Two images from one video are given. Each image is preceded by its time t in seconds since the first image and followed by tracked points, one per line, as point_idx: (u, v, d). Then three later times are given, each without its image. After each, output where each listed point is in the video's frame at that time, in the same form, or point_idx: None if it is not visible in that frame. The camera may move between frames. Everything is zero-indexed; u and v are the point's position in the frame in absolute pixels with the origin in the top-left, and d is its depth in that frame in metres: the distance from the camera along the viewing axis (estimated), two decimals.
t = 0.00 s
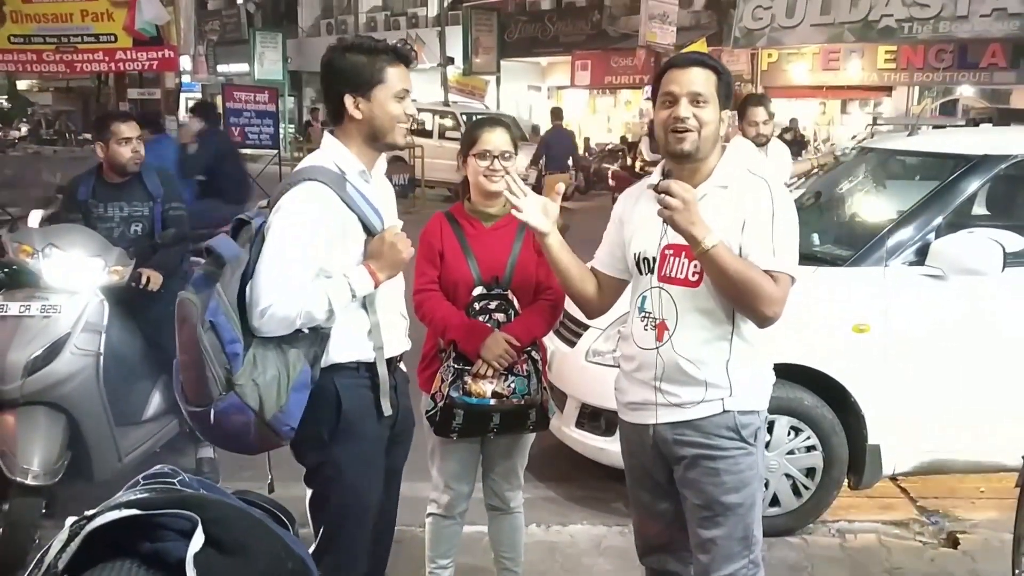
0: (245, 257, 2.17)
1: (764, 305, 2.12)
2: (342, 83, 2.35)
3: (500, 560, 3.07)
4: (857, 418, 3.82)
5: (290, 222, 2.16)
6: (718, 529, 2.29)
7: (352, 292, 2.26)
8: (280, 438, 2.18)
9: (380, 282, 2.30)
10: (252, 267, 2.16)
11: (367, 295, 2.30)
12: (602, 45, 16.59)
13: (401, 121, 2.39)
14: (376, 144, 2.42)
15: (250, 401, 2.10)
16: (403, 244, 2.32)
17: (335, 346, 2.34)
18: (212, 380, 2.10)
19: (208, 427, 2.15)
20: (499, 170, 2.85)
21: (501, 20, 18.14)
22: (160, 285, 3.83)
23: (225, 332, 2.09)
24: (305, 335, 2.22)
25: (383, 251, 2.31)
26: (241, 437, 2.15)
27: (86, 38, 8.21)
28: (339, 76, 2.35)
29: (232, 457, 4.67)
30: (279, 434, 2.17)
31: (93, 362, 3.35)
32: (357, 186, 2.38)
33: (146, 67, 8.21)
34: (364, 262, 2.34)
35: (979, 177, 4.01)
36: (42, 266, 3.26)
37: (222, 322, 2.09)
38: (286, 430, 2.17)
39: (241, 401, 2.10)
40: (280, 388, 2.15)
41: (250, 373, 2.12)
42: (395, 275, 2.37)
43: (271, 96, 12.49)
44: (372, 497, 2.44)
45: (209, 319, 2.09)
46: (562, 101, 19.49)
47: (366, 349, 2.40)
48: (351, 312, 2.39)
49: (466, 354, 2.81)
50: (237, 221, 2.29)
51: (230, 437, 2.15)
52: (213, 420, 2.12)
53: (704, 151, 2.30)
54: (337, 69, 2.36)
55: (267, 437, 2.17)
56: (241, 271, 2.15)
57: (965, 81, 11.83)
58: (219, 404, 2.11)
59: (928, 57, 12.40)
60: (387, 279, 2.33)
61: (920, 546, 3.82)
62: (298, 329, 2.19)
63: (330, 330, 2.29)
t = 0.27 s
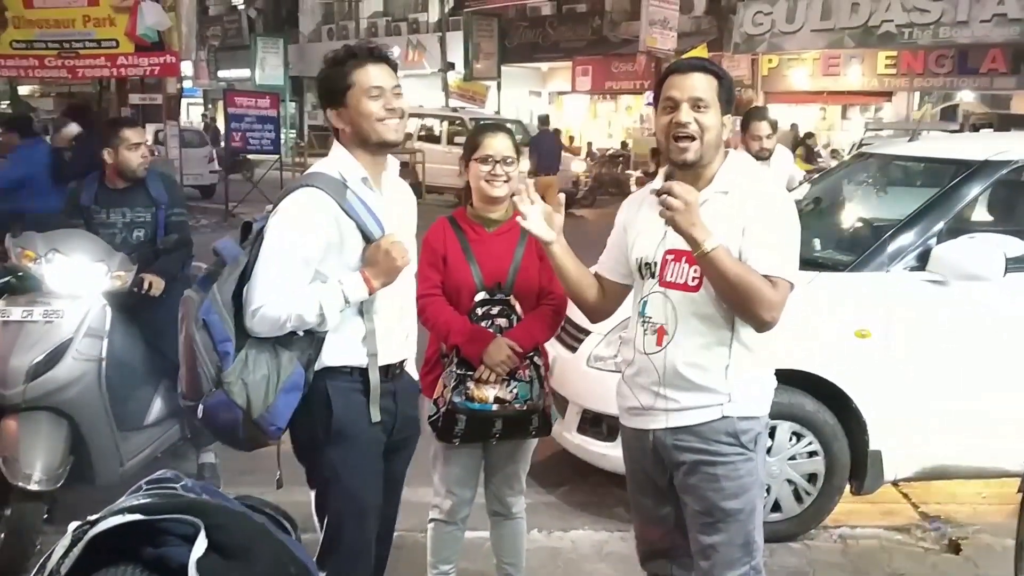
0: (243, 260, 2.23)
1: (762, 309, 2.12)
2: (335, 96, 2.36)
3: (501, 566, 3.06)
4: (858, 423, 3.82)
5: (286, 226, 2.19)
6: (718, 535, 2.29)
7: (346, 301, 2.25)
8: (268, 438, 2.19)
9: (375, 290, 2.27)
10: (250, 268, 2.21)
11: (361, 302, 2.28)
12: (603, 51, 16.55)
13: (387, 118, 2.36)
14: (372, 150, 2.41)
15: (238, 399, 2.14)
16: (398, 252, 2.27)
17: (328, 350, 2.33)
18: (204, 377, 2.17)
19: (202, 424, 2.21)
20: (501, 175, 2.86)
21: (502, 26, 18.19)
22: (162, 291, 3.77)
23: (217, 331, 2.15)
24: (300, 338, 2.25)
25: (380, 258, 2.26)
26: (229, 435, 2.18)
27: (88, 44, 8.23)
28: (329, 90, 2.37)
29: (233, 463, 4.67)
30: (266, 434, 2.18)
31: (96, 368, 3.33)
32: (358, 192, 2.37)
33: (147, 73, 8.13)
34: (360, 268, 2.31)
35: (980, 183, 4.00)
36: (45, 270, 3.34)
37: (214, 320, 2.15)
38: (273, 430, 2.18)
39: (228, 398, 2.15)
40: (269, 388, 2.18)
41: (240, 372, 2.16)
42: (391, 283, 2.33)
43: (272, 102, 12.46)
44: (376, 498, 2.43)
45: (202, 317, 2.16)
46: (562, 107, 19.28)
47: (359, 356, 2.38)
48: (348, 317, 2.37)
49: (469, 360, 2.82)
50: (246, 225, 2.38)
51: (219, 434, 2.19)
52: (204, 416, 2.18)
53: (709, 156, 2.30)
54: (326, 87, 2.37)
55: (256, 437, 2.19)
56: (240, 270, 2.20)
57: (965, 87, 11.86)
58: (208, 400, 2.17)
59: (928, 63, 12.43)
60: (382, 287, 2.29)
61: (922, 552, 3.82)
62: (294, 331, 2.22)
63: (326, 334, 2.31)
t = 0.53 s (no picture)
0: (246, 267, 2.22)
1: (763, 309, 2.12)
2: (366, 100, 2.32)
3: (504, 567, 3.06)
4: (862, 424, 3.82)
5: (293, 232, 2.17)
6: (722, 536, 2.28)
7: (352, 304, 2.25)
8: (275, 443, 2.22)
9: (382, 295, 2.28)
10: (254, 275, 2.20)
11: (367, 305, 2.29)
12: (605, 52, 16.53)
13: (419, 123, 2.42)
14: (392, 154, 2.42)
15: (241, 409, 2.16)
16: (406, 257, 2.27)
17: (338, 352, 2.33)
18: (209, 386, 2.19)
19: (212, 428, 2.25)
20: (504, 170, 2.84)
21: (503, 27, 18.20)
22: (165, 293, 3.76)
23: (218, 342, 2.16)
24: (306, 343, 2.24)
25: (389, 263, 2.27)
26: (237, 441, 2.21)
27: (89, 45, 8.20)
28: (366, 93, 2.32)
29: (235, 463, 4.66)
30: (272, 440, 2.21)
31: (97, 368, 3.33)
32: (361, 195, 2.35)
33: (149, 74, 8.21)
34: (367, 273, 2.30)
35: (983, 184, 4.00)
36: (47, 271, 3.31)
37: (215, 332, 2.16)
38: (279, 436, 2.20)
39: (233, 408, 2.17)
40: (273, 396, 2.18)
41: (243, 383, 2.17)
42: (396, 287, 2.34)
43: (274, 103, 12.49)
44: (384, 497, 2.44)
45: (203, 329, 2.17)
46: (564, 108, 19.33)
47: (365, 355, 2.38)
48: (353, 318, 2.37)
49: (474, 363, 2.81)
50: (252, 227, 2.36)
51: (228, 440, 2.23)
52: (213, 423, 2.21)
53: (704, 159, 2.30)
54: (352, 90, 2.33)
55: (263, 443, 2.22)
56: (242, 279, 2.19)
57: (967, 88, 11.89)
58: (214, 408, 2.19)
59: (929, 64, 12.43)
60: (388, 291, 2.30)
61: (925, 553, 3.81)
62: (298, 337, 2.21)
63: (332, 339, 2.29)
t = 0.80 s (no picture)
0: (277, 267, 2.12)
1: (758, 314, 2.12)
2: (383, 107, 2.32)
3: (506, 568, 3.06)
4: (863, 425, 3.82)
5: (330, 236, 2.16)
6: (724, 537, 2.28)
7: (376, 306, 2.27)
8: (301, 450, 2.18)
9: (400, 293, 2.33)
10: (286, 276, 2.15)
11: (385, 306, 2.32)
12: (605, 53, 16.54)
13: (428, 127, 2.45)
14: (397, 161, 2.43)
15: (283, 415, 2.10)
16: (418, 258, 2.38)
17: (351, 354, 2.34)
18: (246, 392, 2.07)
19: (226, 438, 2.10)
20: (502, 173, 2.85)
21: (503, 27, 18.20)
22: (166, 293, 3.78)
23: (264, 344, 2.06)
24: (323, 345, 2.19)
25: (400, 265, 2.36)
26: (264, 450, 2.13)
27: (90, 45, 8.20)
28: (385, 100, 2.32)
29: (236, 464, 4.66)
30: (302, 447, 2.17)
31: (100, 368, 3.33)
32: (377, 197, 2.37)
33: (149, 75, 8.17)
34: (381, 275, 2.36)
35: (984, 185, 3.99)
36: (50, 272, 3.32)
37: (264, 333, 2.06)
38: (308, 442, 2.18)
39: (275, 414, 2.10)
40: (307, 400, 2.15)
41: (284, 388, 2.11)
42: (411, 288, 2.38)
43: (274, 103, 12.51)
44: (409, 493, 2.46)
45: (249, 330, 2.04)
46: (564, 109, 19.35)
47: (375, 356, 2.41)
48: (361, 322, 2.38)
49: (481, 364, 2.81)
50: (259, 224, 2.22)
51: (253, 449, 2.12)
52: (242, 433, 2.09)
53: (685, 163, 2.33)
54: (369, 95, 2.31)
55: (289, 450, 2.16)
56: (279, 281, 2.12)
57: (967, 88, 11.92)
58: (252, 416, 2.08)
59: (930, 64, 12.44)
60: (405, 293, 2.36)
61: (926, 554, 3.81)
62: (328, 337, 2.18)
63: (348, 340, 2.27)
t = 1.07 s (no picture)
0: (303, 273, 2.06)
1: (770, 317, 2.12)
2: (377, 105, 2.29)
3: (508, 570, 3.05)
4: (866, 427, 3.82)
5: (349, 245, 2.16)
6: (728, 539, 2.28)
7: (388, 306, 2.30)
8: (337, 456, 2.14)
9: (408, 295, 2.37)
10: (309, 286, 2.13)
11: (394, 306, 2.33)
12: (606, 53, 16.55)
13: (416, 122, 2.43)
14: (388, 160, 2.41)
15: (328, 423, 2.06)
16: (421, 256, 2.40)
17: (360, 357, 2.32)
18: (295, 404, 1.98)
19: (270, 456, 1.99)
20: (505, 176, 2.84)
21: (505, 27, 18.22)
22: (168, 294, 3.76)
23: (308, 353, 2.01)
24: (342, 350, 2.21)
25: (399, 264, 2.37)
26: (308, 462, 2.05)
27: (91, 46, 8.19)
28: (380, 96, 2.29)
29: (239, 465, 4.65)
30: (338, 453, 2.14)
31: (103, 369, 3.33)
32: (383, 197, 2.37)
33: (151, 75, 8.08)
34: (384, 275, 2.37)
35: (987, 186, 4.00)
36: (53, 272, 3.28)
37: (308, 342, 2.00)
38: (343, 447, 2.15)
39: (320, 422, 2.05)
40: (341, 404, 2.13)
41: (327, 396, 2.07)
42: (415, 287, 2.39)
43: (275, 104, 12.51)
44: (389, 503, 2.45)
45: (297, 339, 1.98)
46: (565, 109, 19.36)
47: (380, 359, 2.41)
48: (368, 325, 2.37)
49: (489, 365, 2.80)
50: (266, 230, 2.11)
51: (297, 464, 2.03)
52: (292, 446, 2.00)
53: (709, 162, 2.29)
54: (361, 93, 2.28)
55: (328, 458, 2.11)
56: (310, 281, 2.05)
57: (969, 89, 11.96)
58: (301, 429, 2.00)
59: (931, 65, 12.44)
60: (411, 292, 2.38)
61: (929, 555, 3.80)
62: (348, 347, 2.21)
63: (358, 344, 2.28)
